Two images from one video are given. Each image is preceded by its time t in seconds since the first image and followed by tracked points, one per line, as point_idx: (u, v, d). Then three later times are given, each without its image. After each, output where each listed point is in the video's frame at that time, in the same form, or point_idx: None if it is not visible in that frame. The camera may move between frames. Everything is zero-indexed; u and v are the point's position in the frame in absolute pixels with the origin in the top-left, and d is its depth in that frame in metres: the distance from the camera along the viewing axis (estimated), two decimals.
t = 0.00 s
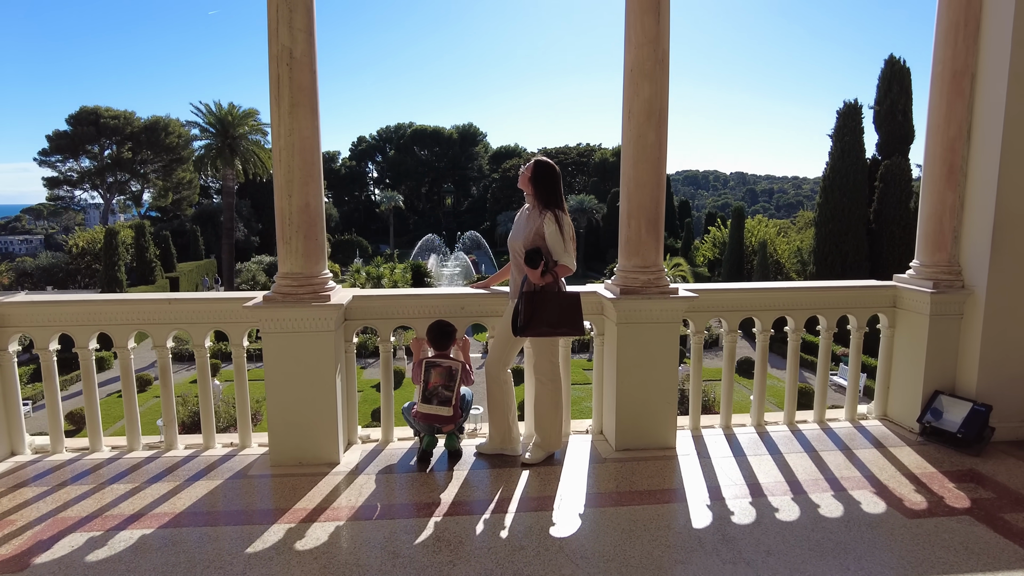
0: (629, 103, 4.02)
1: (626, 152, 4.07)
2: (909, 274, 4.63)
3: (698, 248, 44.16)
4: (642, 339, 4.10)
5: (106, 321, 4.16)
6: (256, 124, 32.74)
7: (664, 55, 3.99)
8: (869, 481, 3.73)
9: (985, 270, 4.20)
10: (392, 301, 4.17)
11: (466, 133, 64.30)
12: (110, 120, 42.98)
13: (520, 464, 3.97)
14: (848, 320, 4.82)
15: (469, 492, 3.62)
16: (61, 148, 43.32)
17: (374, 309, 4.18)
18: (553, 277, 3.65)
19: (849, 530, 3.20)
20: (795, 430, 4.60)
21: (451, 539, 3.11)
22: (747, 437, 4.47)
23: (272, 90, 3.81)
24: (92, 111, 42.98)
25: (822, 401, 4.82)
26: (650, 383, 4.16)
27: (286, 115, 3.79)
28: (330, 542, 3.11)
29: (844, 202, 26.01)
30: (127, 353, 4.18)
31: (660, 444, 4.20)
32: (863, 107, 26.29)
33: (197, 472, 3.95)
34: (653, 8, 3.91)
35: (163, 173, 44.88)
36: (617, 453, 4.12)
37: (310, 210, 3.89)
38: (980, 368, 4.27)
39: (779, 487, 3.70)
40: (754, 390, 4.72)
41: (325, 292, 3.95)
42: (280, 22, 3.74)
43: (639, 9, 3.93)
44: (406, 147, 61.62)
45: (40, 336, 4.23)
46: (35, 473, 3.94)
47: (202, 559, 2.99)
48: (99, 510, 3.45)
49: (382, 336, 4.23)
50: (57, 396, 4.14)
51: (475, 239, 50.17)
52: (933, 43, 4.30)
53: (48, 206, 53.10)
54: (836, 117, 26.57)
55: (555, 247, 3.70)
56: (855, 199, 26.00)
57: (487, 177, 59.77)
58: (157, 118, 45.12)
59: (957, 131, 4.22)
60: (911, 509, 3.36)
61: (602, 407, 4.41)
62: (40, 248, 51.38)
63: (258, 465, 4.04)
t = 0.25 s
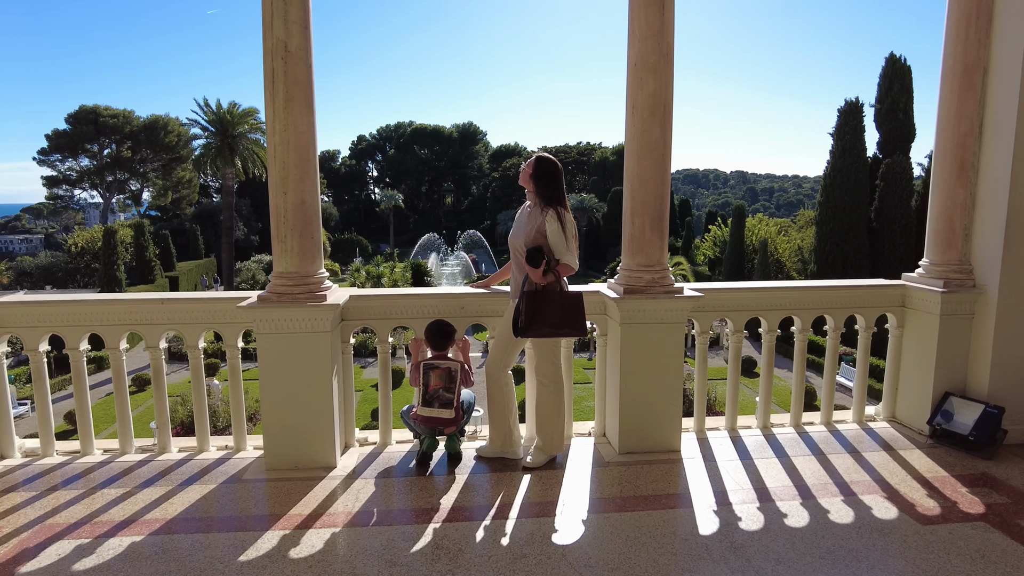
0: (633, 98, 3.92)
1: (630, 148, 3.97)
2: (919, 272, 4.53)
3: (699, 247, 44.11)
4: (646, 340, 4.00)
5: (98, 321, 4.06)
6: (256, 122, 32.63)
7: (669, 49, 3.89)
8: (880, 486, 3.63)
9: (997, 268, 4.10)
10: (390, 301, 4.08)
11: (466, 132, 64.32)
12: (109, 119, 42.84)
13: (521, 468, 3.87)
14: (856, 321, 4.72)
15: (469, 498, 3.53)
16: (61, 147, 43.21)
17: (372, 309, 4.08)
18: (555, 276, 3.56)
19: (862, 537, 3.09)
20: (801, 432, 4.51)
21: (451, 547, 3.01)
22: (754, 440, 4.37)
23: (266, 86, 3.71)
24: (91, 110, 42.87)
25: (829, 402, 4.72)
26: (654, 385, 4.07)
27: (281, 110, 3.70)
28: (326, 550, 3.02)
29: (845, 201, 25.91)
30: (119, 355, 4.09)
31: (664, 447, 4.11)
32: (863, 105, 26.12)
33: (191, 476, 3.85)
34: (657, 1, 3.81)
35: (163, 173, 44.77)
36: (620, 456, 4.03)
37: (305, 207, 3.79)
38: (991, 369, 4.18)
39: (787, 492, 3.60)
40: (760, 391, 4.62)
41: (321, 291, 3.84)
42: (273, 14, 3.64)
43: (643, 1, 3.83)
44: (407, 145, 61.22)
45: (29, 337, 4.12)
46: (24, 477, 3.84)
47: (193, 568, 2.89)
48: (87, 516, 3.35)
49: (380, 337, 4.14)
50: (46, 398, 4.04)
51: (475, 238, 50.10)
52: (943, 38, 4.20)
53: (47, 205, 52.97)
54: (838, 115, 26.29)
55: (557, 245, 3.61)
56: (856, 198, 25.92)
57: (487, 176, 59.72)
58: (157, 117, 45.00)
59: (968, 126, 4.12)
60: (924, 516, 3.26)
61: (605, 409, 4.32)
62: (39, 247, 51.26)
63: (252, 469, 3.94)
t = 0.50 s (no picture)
0: (637, 89, 3.79)
1: (634, 141, 3.83)
2: (931, 270, 4.40)
3: (699, 244, 43.97)
4: (650, 340, 3.87)
5: (85, 321, 3.93)
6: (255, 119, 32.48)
7: (675, 38, 3.75)
8: (894, 491, 3.50)
9: (1013, 267, 3.98)
10: (387, 300, 3.95)
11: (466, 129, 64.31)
12: (108, 117, 42.68)
13: (522, 472, 3.75)
14: (866, 320, 4.59)
15: (468, 504, 3.40)
16: (60, 144, 43.08)
17: (368, 308, 3.95)
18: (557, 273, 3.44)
19: (877, 546, 2.96)
20: (810, 434, 4.38)
21: (449, 557, 2.88)
22: (762, 442, 4.25)
23: (257, 77, 3.57)
24: (90, 107, 42.70)
25: (839, 403, 4.59)
26: (659, 386, 3.94)
27: (273, 102, 3.56)
28: (319, 560, 2.89)
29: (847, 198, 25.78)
30: (107, 356, 3.96)
31: (669, 450, 3.99)
32: (864, 101, 25.94)
33: (181, 481, 3.73)
34: None
35: (163, 170, 44.63)
36: (624, 460, 3.90)
37: (298, 203, 3.66)
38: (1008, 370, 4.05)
39: (798, 497, 3.47)
40: (767, 392, 4.50)
41: (314, 290, 3.71)
42: (264, 2, 3.49)
43: None
44: (406, 143, 62.08)
45: (14, 337, 3.99)
46: (9, 482, 3.72)
47: None
48: (72, 524, 3.23)
49: (376, 336, 4.00)
50: (33, 400, 3.92)
51: (476, 235, 49.95)
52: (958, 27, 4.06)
53: (47, 203, 52.82)
54: (840, 110, 25.92)
55: (560, 242, 3.48)
56: (857, 195, 25.82)
57: (488, 173, 59.57)
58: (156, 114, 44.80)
59: (983, 120, 3.99)
60: (941, 523, 3.13)
61: (609, 411, 4.20)
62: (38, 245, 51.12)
63: (245, 473, 3.82)
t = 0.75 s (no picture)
0: (643, 82, 3.66)
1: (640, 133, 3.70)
2: (945, 268, 4.28)
3: (700, 240, 43.87)
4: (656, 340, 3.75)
5: (72, 321, 3.80)
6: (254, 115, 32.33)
7: (682, 28, 3.62)
8: (909, 497, 3.38)
9: None
10: (385, 299, 3.82)
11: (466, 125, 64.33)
12: (107, 113, 42.50)
13: (523, 478, 3.63)
14: (877, 319, 4.47)
15: (467, 511, 3.29)
16: (59, 140, 42.92)
17: (364, 308, 3.83)
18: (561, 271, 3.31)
19: (894, 557, 2.84)
20: (819, 437, 4.26)
21: (448, 568, 2.77)
22: (769, 446, 4.14)
23: (248, 68, 3.45)
24: (88, 102, 42.50)
25: (848, 405, 4.48)
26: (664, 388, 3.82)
27: (265, 94, 3.43)
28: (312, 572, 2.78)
29: (849, 193, 25.67)
30: (95, 357, 3.84)
31: (675, 455, 3.88)
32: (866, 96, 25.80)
33: (172, 486, 3.62)
34: None
35: (162, 166, 44.47)
36: (629, 465, 3.79)
37: (291, 199, 3.54)
38: None
39: (809, 504, 3.35)
40: (776, 394, 4.38)
41: (308, 290, 3.59)
42: None
43: None
44: (407, 138, 62.30)
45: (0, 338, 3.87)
46: None
47: None
48: (56, 533, 3.11)
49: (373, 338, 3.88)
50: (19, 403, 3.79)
51: (476, 231, 49.84)
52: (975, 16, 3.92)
53: (46, 199, 52.67)
54: (843, 105, 25.74)
55: (562, 240, 3.35)
56: (859, 190, 25.74)
57: (488, 169, 59.44)
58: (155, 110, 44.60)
59: (1001, 112, 3.86)
60: (959, 532, 3.01)
61: (613, 413, 4.08)
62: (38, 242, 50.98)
63: (237, 478, 3.70)
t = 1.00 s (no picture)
0: (648, 75, 3.56)
1: (645, 128, 3.59)
2: (956, 267, 4.19)
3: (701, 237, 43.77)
4: (661, 341, 3.65)
5: (62, 322, 3.71)
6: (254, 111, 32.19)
7: (688, 20, 3.51)
8: (922, 503, 3.28)
9: None
10: (383, 299, 3.72)
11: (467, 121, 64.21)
12: (107, 109, 42.35)
13: (525, 482, 3.53)
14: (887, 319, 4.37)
15: (467, 517, 3.19)
16: (59, 137, 42.77)
17: (361, 308, 3.73)
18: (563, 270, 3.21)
19: (910, 567, 2.74)
20: (827, 440, 4.17)
21: None
22: (776, 449, 4.04)
23: (241, 60, 3.34)
24: (88, 99, 42.35)
25: (857, 406, 4.38)
26: (670, 390, 3.73)
27: (258, 88, 3.33)
28: None
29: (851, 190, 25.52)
30: (86, 358, 3.74)
31: (680, 458, 3.79)
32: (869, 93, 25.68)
33: (165, 491, 3.52)
34: None
35: (162, 163, 44.34)
36: (633, 469, 3.70)
37: (286, 195, 3.44)
38: None
39: (820, 511, 3.25)
40: (783, 395, 4.29)
41: (304, 289, 3.49)
42: None
43: None
44: (407, 135, 62.32)
45: None
46: None
47: None
48: (43, 540, 3.01)
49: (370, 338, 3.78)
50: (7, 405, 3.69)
51: (477, 228, 49.73)
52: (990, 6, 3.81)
53: (46, 197, 52.54)
54: (844, 102, 25.64)
55: (565, 237, 3.25)
56: (861, 187, 25.59)
57: (489, 165, 59.32)
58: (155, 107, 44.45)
59: (1016, 106, 3.75)
60: (976, 540, 2.91)
61: (617, 415, 3.99)
62: (37, 239, 50.87)
63: (231, 482, 3.61)
